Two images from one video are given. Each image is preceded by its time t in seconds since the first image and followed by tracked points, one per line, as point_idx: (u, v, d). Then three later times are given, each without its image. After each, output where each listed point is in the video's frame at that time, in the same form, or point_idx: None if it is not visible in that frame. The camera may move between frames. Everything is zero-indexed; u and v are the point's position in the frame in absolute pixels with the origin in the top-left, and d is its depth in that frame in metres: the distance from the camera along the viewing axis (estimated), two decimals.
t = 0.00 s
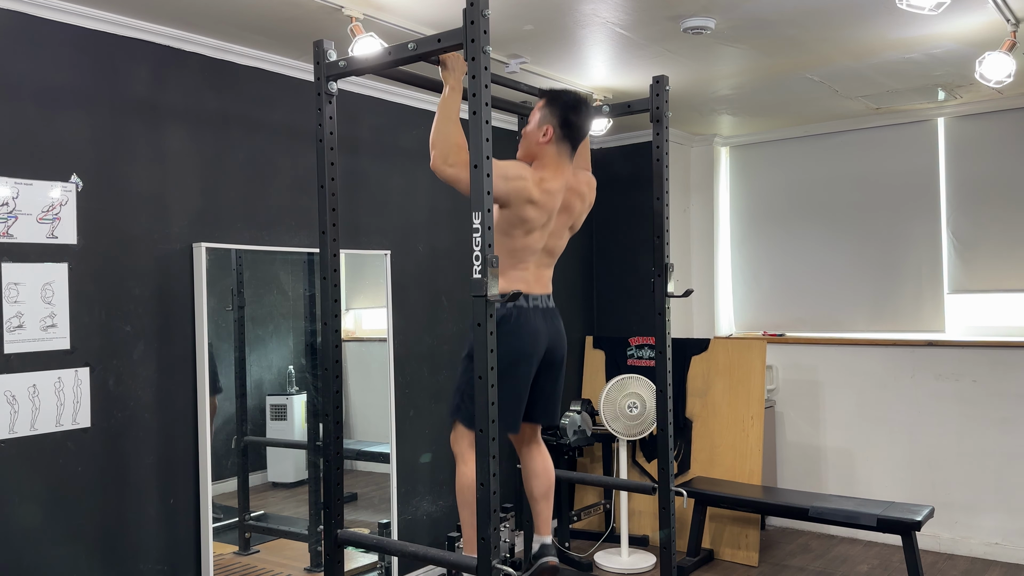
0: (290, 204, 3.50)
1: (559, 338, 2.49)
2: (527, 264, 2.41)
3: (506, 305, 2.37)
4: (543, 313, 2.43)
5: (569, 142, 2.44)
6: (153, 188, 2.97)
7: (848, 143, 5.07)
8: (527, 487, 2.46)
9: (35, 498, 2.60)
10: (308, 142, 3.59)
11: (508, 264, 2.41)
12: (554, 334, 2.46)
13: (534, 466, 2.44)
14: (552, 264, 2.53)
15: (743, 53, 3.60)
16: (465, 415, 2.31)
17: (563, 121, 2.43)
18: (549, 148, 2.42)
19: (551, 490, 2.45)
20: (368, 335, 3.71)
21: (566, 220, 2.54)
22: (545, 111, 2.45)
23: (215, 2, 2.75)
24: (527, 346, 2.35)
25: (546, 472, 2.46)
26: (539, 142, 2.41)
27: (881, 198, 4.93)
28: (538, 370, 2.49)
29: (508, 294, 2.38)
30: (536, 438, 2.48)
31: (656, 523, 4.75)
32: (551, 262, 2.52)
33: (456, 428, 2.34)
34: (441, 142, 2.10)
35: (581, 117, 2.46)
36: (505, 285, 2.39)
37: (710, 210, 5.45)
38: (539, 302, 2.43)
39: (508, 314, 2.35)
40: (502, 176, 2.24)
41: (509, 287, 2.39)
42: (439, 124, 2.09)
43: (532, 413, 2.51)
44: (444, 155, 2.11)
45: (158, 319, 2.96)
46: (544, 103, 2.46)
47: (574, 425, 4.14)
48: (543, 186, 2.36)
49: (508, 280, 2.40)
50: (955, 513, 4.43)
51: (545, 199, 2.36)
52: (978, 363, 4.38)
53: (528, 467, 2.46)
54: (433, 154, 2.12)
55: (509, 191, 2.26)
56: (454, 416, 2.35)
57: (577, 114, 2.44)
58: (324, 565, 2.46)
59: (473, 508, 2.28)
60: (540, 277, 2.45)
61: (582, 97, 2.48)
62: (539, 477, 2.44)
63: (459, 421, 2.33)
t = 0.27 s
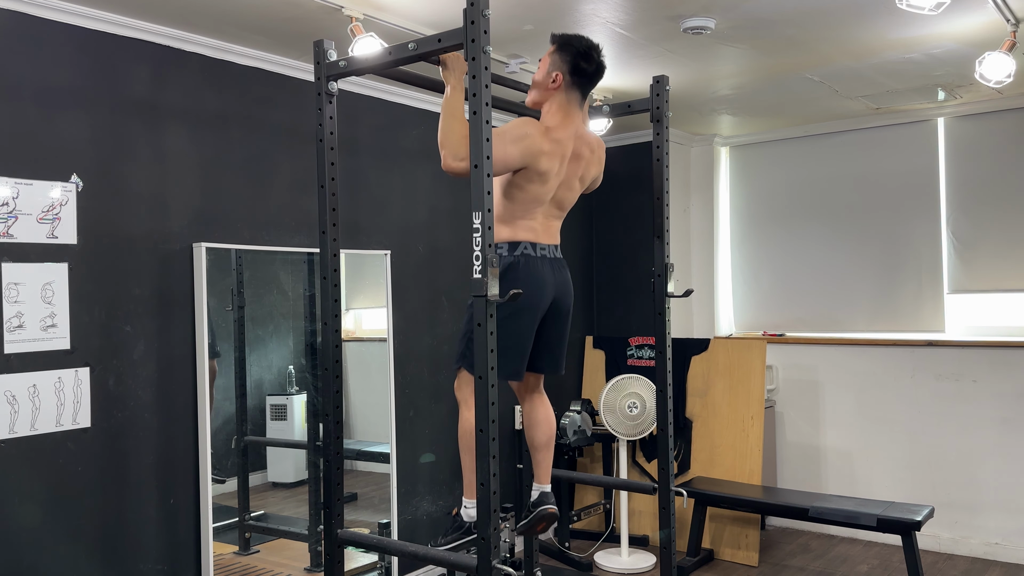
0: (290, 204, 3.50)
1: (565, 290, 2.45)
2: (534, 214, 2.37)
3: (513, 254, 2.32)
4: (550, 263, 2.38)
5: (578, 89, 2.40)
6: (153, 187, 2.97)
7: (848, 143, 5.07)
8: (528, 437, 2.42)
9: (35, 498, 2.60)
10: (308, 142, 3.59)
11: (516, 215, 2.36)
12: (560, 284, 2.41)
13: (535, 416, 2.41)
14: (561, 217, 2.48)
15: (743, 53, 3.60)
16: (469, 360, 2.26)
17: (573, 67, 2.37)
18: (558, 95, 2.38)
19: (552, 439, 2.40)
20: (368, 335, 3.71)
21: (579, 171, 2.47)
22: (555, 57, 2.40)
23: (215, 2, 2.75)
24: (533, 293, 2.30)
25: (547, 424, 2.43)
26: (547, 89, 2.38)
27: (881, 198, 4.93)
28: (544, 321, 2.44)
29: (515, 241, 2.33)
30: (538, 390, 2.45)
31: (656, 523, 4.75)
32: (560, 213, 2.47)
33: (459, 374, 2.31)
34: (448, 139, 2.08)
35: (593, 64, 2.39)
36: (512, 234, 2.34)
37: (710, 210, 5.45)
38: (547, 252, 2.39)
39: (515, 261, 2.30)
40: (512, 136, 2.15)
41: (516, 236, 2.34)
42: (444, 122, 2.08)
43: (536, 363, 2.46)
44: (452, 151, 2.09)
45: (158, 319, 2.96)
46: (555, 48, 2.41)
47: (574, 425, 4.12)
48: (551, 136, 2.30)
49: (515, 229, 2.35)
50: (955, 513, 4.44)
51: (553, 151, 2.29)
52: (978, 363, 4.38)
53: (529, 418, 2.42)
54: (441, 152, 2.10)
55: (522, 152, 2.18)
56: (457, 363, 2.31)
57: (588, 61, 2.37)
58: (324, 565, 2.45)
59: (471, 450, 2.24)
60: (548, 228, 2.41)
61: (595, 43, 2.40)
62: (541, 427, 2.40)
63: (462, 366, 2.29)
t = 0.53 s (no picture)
0: (290, 204, 3.50)
1: (567, 306, 2.45)
2: (534, 230, 2.37)
3: (514, 271, 2.32)
4: (551, 280, 2.39)
5: (577, 107, 2.40)
6: (153, 187, 2.97)
7: (848, 143, 5.07)
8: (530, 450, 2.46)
9: (35, 498, 2.60)
10: (308, 142, 3.59)
11: (516, 231, 2.36)
12: (561, 301, 2.42)
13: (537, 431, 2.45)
14: (561, 232, 2.48)
15: (743, 53, 3.60)
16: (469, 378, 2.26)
17: (572, 85, 2.39)
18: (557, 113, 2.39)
19: (554, 453, 2.45)
20: (368, 335, 3.71)
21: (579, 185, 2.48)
22: (554, 77, 2.41)
23: (215, 2, 2.75)
24: (535, 311, 2.30)
25: (549, 437, 2.47)
26: (547, 107, 2.39)
27: (881, 198, 4.94)
28: (546, 337, 2.45)
29: (516, 259, 2.33)
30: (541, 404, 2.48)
31: (656, 523, 4.75)
32: (560, 229, 2.47)
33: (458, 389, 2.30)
34: (448, 140, 2.09)
35: (592, 82, 2.40)
36: (513, 252, 2.34)
37: (710, 210, 5.45)
38: (548, 269, 2.39)
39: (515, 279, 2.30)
40: (511, 149, 2.16)
41: (517, 253, 2.34)
42: (443, 122, 2.08)
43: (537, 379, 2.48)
44: (451, 153, 2.09)
45: (158, 319, 2.96)
46: (554, 68, 2.42)
47: (574, 425, 4.17)
48: (553, 153, 2.30)
49: (516, 246, 2.35)
50: (955, 513, 4.44)
51: (555, 167, 2.29)
52: (978, 363, 4.38)
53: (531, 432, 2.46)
54: (439, 153, 2.10)
55: (522, 167, 2.18)
56: (458, 378, 2.30)
57: (587, 79, 2.38)
58: (324, 565, 2.46)
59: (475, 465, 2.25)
60: (548, 245, 2.41)
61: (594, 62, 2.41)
62: (543, 442, 2.45)
63: (462, 383, 2.28)
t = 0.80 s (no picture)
0: (290, 205, 3.50)
1: (561, 365, 2.49)
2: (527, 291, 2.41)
3: (509, 335, 2.36)
4: (545, 341, 2.43)
5: (568, 171, 2.45)
6: (153, 188, 2.97)
7: (848, 144, 5.07)
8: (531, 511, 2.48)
9: (35, 498, 2.60)
10: (308, 142, 3.59)
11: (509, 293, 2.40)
12: (556, 362, 2.46)
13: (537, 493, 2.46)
14: (552, 290, 2.52)
15: (743, 53, 3.60)
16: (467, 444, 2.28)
17: (563, 150, 2.44)
18: (548, 177, 2.43)
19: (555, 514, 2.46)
20: (368, 335, 3.71)
21: (566, 245, 2.55)
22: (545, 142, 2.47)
23: (215, 2, 2.75)
24: (530, 374, 2.35)
25: (550, 497, 2.48)
26: (538, 172, 2.44)
27: (880, 198, 4.94)
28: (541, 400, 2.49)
29: (510, 322, 2.36)
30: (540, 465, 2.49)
31: (656, 523, 4.75)
32: (551, 288, 2.51)
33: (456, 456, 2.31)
34: (449, 143, 2.10)
35: (582, 146, 2.46)
36: (508, 315, 2.37)
37: (710, 210, 5.45)
38: (541, 330, 2.43)
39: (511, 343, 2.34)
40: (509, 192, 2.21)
41: (511, 316, 2.37)
42: (442, 125, 2.08)
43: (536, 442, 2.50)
44: (452, 157, 2.11)
45: (158, 319, 2.96)
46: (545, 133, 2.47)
47: (574, 426, 4.20)
48: (545, 212, 2.35)
49: (510, 309, 2.38)
50: (955, 513, 4.44)
51: (547, 223, 2.35)
52: (978, 363, 4.38)
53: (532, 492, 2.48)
54: (440, 157, 2.12)
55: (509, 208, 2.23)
56: (456, 443, 2.33)
57: (577, 145, 2.44)
58: (324, 565, 2.46)
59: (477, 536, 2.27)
60: (541, 305, 2.45)
61: (582, 129, 2.48)
62: (544, 503, 2.45)
63: (459, 449, 2.30)
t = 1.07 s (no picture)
0: (290, 204, 3.50)
1: (554, 402, 2.51)
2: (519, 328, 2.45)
3: (501, 375, 2.40)
4: (538, 379, 2.46)
5: (557, 211, 2.51)
6: (154, 188, 2.97)
7: (848, 144, 5.07)
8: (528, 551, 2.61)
9: (35, 498, 2.60)
10: (308, 142, 3.59)
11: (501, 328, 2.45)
12: (549, 399, 2.49)
13: (533, 532, 2.60)
14: (544, 327, 2.54)
15: (743, 53, 3.60)
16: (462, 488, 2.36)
17: (552, 190, 2.48)
18: (538, 216, 2.50)
19: (552, 552, 2.60)
20: (369, 335, 3.72)
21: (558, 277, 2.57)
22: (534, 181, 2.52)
23: (215, 2, 2.75)
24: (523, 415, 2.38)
25: (545, 536, 2.62)
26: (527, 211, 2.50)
27: (880, 198, 4.94)
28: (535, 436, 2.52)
29: (502, 362, 2.41)
30: (536, 505, 2.62)
31: (656, 523, 4.75)
32: (543, 323, 2.54)
33: (454, 498, 2.42)
34: (458, 145, 2.10)
35: (571, 186, 2.50)
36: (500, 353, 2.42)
37: (710, 210, 5.45)
38: (534, 368, 2.46)
39: (503, 383, 2.38)
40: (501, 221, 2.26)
41: (503, 354, 2.41)
42: (449, 128, 2.08)
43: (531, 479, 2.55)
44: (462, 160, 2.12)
45: (158, 319, 2.96)
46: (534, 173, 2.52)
47: (574, 425, 4.13)
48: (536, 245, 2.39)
49: (502, 347, 2.43)
50: (955, 513, 4.43)
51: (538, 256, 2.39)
52: (978, 363, 4.38)
53: (528, 532, 2.61)
54: (450, 160, 2.13)
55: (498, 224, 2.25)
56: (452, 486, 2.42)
57: (566, 184, 2.48)
58: (324, 565, 2.46)
59: None
60: (533, 342, 2.49)
61: (572, 167, 2.52)
62: (540, 541, 2.59)
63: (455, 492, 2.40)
